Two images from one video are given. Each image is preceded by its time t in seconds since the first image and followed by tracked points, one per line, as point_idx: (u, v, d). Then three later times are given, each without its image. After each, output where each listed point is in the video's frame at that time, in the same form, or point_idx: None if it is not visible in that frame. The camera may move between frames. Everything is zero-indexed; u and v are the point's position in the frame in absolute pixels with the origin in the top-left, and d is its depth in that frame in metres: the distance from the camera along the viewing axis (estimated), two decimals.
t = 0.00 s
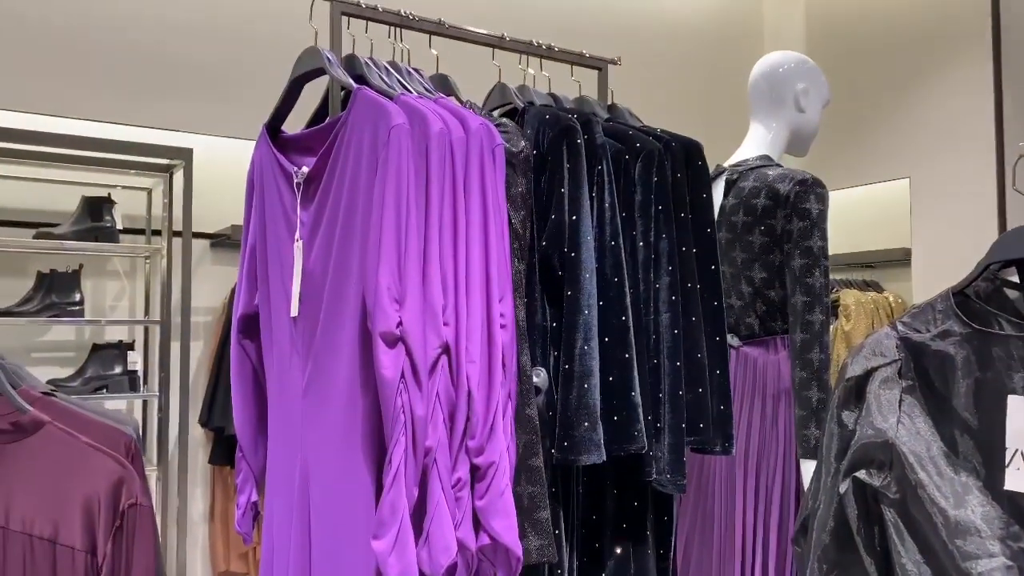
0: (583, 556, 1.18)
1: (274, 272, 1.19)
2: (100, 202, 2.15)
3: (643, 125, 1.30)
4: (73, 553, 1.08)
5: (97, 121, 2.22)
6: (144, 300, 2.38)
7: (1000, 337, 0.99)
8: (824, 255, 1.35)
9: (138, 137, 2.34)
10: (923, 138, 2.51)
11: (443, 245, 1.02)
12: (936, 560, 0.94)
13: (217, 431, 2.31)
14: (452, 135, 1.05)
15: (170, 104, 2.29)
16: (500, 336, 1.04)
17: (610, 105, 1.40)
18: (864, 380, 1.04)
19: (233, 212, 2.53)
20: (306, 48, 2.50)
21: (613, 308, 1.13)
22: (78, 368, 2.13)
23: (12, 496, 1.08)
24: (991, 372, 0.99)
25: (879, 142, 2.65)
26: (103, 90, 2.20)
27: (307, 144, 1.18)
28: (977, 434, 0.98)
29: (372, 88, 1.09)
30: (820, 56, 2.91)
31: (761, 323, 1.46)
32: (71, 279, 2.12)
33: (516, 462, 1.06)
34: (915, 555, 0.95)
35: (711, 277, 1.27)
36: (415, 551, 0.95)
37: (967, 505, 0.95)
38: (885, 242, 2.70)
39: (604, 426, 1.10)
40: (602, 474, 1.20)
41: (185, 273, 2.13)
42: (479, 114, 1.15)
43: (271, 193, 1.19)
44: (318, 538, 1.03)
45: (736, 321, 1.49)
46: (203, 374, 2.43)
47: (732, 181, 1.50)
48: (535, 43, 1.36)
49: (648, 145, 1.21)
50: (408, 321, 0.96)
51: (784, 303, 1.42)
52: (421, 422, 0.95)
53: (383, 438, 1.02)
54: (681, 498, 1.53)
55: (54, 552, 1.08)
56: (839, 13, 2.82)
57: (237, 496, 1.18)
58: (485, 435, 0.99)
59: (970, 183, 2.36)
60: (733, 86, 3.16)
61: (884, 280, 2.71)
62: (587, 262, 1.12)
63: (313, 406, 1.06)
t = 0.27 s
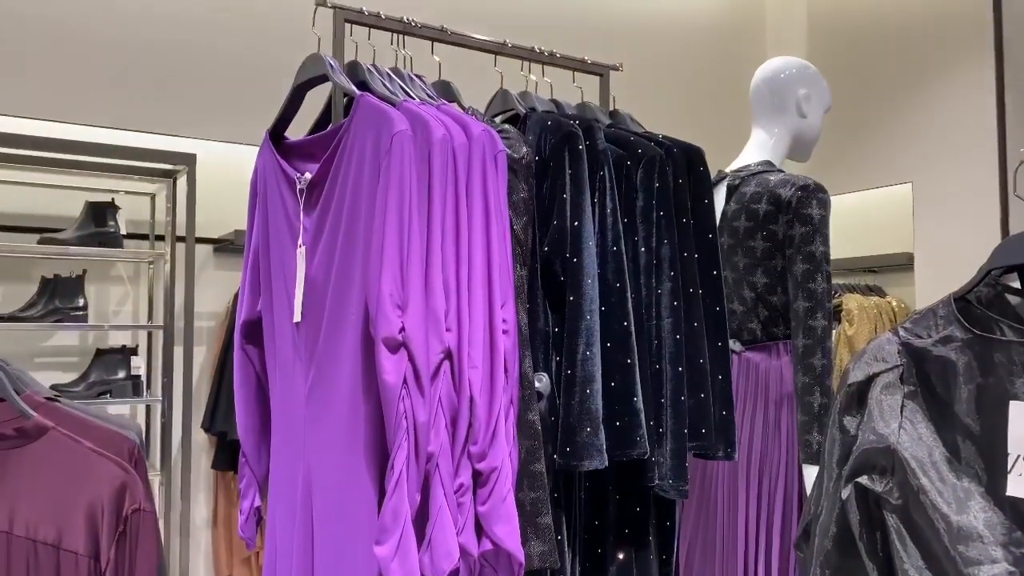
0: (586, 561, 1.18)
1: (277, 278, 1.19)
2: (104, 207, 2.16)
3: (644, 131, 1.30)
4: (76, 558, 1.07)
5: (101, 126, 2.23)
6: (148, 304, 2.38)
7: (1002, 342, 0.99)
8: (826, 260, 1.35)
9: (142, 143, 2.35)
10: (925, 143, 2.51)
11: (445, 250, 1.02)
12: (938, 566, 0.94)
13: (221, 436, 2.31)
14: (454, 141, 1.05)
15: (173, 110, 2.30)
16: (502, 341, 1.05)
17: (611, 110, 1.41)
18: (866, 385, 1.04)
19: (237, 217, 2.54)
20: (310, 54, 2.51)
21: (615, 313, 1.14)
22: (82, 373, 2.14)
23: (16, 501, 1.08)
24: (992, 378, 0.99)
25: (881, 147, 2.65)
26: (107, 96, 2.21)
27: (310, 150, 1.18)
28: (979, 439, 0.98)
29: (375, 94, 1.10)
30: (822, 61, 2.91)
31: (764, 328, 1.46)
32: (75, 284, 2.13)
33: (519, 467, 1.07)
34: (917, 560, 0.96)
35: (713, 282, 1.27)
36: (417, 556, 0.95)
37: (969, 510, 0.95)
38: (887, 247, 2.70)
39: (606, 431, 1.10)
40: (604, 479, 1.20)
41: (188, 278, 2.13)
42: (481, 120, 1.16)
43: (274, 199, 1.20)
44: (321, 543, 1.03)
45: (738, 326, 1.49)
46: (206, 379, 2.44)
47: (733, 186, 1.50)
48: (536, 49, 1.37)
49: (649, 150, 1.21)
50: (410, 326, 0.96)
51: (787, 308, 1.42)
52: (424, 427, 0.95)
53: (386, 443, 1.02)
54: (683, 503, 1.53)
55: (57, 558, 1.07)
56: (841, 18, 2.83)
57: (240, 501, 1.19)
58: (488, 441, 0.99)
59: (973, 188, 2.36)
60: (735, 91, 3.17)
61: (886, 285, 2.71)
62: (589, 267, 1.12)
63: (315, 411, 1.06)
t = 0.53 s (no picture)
0: (588, 564, 1.18)
1: (280, 281, 1.20)
2: (108, 210, 2.16)
3: (646, 135, 1.30)
4: (81, 561, 1.06)
5: (105, 130, 2.23)
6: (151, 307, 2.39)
7: (1003, 347, 0.99)
8: (828, 264, 1.35)
9: (145, 146, 2.36)
10: (926, 146, 2.51)
11: (448, 253, 1.03)
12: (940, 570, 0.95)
13: (223, 439, 2.31)
14: (457, 145, 1.06)
15: (177, 113, 2.30)
16: (505, 344, 1.05)
17: (613, 114, 1.41)
18: (868, 389, 1.05)
19: (239, 220, 2.54)
20: (313, 57, 2.52)
21: (617, 317, 1.14)
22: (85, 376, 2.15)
23: (21, 505, 1.06)
24: (994, 382, 0.98)
25: (883, 150, 2.65)
26: (111, 99, 2.21)
27: (312, 153, 1.18)
28: (981, 443, 0.98)
29: (378, 99, 1.10)
30: (824, 65, 2.92)
31: (765, 331, 1.46)
32: (78, 286, 2.13)
33: (521, 470, 1.07)
34: (919, 564, 0.96)
35: (715, 285, 1.27)
36: (420, 560, 0.95)
37: (971, 515, 0.95)
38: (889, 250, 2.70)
39: (608, 434, 1.10)
40: (606, 483, 1.20)
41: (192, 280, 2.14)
42: (484, 124, 1.16)
43: (277, 203, 1.20)
44: (324, 546, 1.03)
45: (740, 330, 1.49)
46: (209, 381, 2.45)
47: (735, 190, 1.50)
48: (539, 54, 1.37)
49: (651, 154, 1.22)
50: (413, 329, 0.97)
51: (789, 312, 1.43)
52: (426, 430, 0.95)
53: (389, 446, 1.03)
54: (685, 507, 1.53)
55: (61, 561, 1.06)
56: (843, 21, 2.83)
57: (243, 504, 1.19)
58: (490, 444, 0.99)
59: (975, 191, 2.36)
60: (736, 94, 3.17)
61: (888, 288, 2.71)
62: (591, 270, 1.12)
63: (318, 414, 1.07)
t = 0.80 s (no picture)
0: (590, 562, 1.19)
1: (283, 279, 1.20)
2: (110, 208, 2.17)
3: (649, 132, 1.30)
4: (84, 556, 1.06)
5: (108, 128, 2.24)
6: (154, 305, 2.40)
7: (1005, 343, 0.98)
8: (830, 263, 1.35)
9: (149, 145, 2.37)
10: (928, 145, 2.51)
11: (450, 251, 1.03)
12: (942, 568, 0.94)
13: (226, 437, 2.32)
14: (459, 143, 1.06)
15: (180, 112, 2.31)
16: (507, 341, 1.05)
17: (617, 112, 1.41)
18: (869, 387, 1.06)
19: (243, 218, 2.55)
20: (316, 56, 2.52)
21: (619, 314, 1.14)
22: (88, 373, 2.15)
23: (26, 501, 1.06)
24: (995, 379, 0.98)
25: (885, 149, 2.66)
26: (114, 97, 2.22)
27: (315, 151, 1.19)
28: (983, 440, 0.97)
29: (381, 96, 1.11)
30: (827, 64, 2.92)
31: (768, 329, 1.46)
32: (81, 284, 2.14)
33: (523, 467, 1.07)
34: (921, 561, 0.96)
35: (717, 283, 1.27)
36: (422, 556, 0.95)
37: (972, 512, 0.95)
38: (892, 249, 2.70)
39: (610, 431, 1.10)
40: (608, 480, 1.20)
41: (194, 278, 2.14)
42: (487, 122, 1.16)
43: (280, 200, 1.21)
44: (326, 542, 1.04)
45: (742, 328, 1.49)
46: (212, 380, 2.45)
47: (738, 188, 1.50)
48: (543, 51, 1.37)
49: (653, 152, 1.21)
50: (416, 326, 0.97)
51: (791, 310, 1.43)
52: (428, 427, 0.95)
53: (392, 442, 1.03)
54: (687, 505, 1.54)
55: (65, 555, 1.06)
56: (846, 20, 2.83)
57: (245, 501, 1.19)
58: (492, 441, 0.99)
59: (977, 190, 2.36)
60: (739, 93, 3.17)
61: (890, 287, 2.71)
62: (593, 268, 1.12)
63: (320, 411, 1.07)
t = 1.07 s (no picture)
0: (590, 554, 1.19)
1: (284, 271, 1.20)
2: (112, 202, 2.17)
3: (650, 125, 1.30)
4: (87, 546, 1.07)
5: (109, 122, 2.24)
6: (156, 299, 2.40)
7: (1006, 336, 0.98)
8: (831, 256, 1.35)
9: (150, 139, 2.37)
10: (930, 140, 2.51)
11: (451, 243, 1.03)
12: (942, 560, 0.95)
13: (227, 431, 2.32)
14: (460, 135, 1.06)
15: (181, 106, 2.31)
16: (507, 334, 1.05)
17: (618, 106, 1.41)
18: (869, 380, 1.06)
19: (244, 213, 2.55)
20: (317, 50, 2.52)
21: (620, 307, 1.14)
22: (90, 367, 2.16)
23: (29, 492, 1.07)
24: (996, 372, 0.98)
25: (887, 144, 2.65)
26: (115, 91, 2.22)
27: (316, 144, 1.19)
28: (983, 433, 0.98)
29: (381, 88, 1.10)
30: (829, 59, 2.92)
31: (769, 323, 1.46)
32: (82, 278, 2.14)
33: (524, 459, 1.07)
34: (921, 553, 0.96)
35: (719, 276, 1.27)
36: (423, 548, 0.96)
37: (973, 504, 0.96)
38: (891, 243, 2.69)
39: (611, 423, 1.11)
40: (609, 472, 1.20)
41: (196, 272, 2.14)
42: (488, 115, 1.16)
43: (281, 193, 1.21)
44: (326, 534, 1.04)
45: (743, 322, 1.49)
46: (213, 374, 2.46)
47: (739, 182, 1.50)
48: (544, 44, 1.37)
49: (655, 144, 1.21)
50: (417, 319, 0.97)
51: (792, 304, 1.43)
52: (430, 418, 0.96)
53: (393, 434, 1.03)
54: (688, 498, 1.54)
55: (67, 546, 1.07)
56: (848, 14, 2.83)
57: (247, 493, 1.20)
58: (493, 433, 0.99)
59: (979, 185, 2.36)
60: (741, 88, 3.17)
61: (891, 282, 2.71)
62: (595, 260, 1.12)
63: (321, 404, 1.07)
